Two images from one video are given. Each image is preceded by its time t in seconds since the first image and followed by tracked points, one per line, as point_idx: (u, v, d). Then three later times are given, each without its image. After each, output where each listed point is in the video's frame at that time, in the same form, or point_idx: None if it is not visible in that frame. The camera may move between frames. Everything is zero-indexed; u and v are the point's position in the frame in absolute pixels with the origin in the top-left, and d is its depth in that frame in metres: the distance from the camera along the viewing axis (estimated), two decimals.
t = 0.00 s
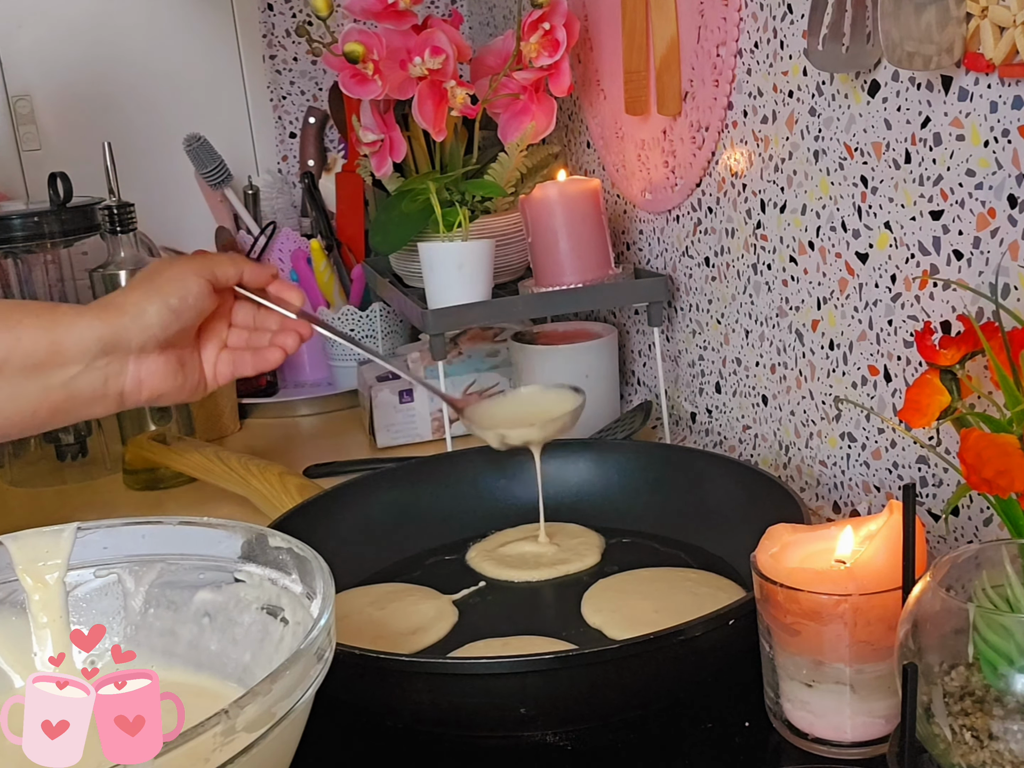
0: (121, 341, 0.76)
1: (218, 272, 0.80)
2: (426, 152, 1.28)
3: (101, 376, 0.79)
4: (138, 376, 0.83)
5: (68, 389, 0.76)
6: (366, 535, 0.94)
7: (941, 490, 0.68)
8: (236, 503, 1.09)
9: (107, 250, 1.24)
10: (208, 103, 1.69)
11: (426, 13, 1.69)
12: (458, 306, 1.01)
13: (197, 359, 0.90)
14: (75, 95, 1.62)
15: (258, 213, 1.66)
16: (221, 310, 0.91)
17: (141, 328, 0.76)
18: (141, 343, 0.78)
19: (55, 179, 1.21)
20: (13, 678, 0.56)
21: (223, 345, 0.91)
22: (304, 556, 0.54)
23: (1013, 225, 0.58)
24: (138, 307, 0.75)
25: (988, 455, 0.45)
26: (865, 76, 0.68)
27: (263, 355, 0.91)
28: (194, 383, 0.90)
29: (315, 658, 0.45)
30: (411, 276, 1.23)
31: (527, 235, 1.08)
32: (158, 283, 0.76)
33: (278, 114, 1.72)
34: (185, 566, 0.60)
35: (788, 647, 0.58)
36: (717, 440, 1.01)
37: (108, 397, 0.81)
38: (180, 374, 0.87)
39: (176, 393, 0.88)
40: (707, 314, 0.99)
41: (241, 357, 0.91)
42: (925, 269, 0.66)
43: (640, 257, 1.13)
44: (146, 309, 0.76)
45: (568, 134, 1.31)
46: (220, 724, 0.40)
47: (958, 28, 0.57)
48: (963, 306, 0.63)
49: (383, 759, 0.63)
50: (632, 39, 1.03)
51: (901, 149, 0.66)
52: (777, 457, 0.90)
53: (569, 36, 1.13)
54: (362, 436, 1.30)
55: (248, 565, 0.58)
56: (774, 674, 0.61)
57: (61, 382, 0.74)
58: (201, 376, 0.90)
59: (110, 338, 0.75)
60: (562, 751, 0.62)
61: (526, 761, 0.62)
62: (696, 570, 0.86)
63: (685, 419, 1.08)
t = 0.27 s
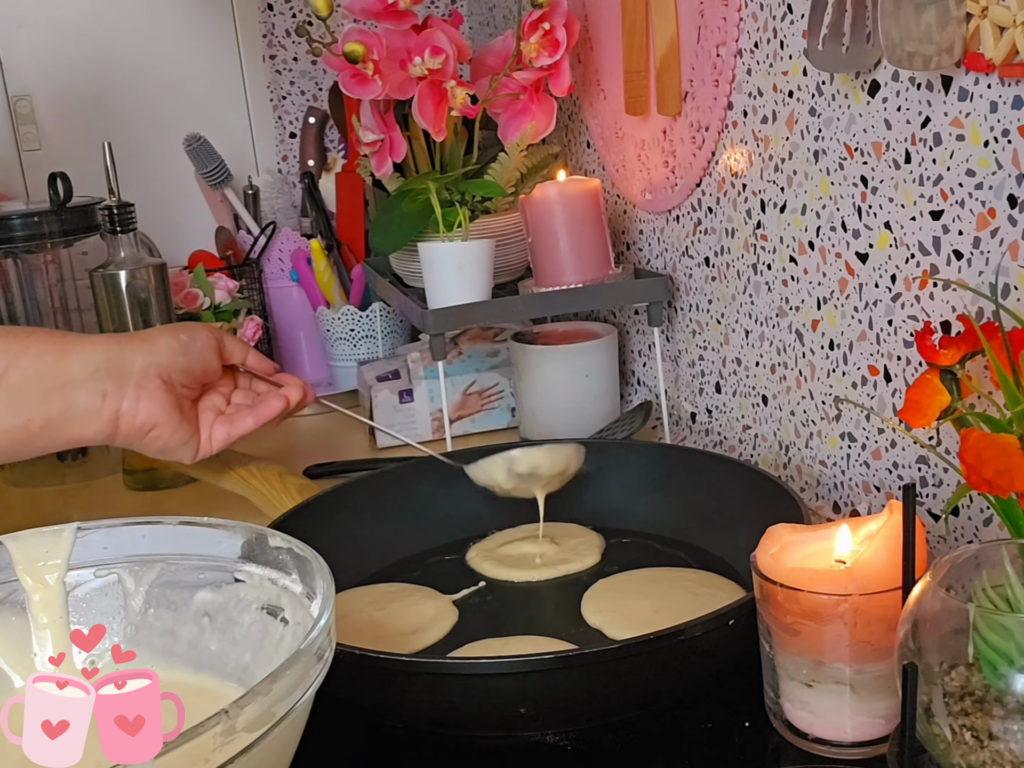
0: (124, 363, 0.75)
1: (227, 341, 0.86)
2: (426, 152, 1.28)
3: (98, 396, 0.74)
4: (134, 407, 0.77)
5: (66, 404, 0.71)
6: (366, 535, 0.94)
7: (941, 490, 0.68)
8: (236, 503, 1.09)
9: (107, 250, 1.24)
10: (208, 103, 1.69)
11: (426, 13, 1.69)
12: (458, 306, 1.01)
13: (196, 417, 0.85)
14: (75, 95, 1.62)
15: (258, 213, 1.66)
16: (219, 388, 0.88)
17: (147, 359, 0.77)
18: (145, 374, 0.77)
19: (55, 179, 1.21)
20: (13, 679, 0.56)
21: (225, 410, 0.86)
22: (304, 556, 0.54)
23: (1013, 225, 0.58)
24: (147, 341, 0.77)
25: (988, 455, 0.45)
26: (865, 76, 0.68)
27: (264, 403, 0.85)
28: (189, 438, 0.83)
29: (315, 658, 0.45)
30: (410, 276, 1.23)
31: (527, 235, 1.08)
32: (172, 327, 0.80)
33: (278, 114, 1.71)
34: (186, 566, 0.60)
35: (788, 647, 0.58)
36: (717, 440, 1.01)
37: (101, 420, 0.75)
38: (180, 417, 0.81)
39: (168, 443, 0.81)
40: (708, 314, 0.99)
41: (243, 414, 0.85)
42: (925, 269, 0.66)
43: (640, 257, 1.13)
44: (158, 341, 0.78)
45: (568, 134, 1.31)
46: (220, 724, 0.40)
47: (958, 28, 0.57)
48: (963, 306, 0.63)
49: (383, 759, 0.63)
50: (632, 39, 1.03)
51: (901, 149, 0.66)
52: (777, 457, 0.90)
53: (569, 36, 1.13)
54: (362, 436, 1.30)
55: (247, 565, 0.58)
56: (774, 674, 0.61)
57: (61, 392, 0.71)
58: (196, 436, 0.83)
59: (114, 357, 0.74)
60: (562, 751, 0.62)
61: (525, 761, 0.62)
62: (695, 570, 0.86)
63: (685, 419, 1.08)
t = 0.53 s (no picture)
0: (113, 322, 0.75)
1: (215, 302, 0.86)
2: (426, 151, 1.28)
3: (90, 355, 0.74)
4: (128, 365, 0.76)
5: (58, 362, 0.71)
6: (366, 535, 0.94)
7: (941, 490, 0.68)
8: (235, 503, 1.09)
9: (107, 250, 1.24)
10: (208, 103, 1.69)
11: (425, 13, 1.69)
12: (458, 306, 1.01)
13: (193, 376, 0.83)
14: (75, 95, 1.62)
15: (258, 213, 1.66)
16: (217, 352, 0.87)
17: (137, 316, 0.77)
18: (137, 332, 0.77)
19: (55, 179, 1.21)
20: (13, 679, 0.56)
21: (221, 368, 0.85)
22: (304, 556, 0.54)
23: (1013, 225, 0.58)
24: (137, 299, 0.77)
25: (988, 455, 0.45)
26: (865, 76, 0.68)
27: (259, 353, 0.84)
28: (187, 396, 0.82)
29: (315, 658, 0.45)
30: (410, 276, 1.23)
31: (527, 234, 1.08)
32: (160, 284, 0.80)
33: (278, 113, 1.72)
34: (186, 566, 0.60)
35: (788, 647, 0.58)
36: (717, 440, 1.01)
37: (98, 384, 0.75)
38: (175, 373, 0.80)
39: (165, 401, 0.80)
40: (707, 314, 0.99)
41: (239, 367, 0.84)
42: (925, 269, 0.66)
43: (639, 257, 1.14)
44: (147, 298, 0.77)
45: (568, 133, 1.31)
46: (220, 724, 0.40)
47: (958, 29, 0.57)
48: (963, 306, 0.63)
49: (383, 759, 0.63)
50: (632, 39, 1.03)
51: (901, 149, 0.66)
52: (777, 457, 0.90)
53: (569, 36, 1.13)
54: (362, 436, 1.30)
55: (248, 565, 0.58)
56: (774, 674, 0.61)
57: (52, 351, 0.70)
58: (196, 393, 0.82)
59: (103, 318, 0.74)
60: (562, 751, 0.62)
61: (526, 760, 0.62)
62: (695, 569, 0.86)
63: (685, 419, 1.08)
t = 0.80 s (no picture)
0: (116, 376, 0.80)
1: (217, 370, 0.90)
2: (426, 152, 1.28)
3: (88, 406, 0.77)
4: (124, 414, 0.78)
5: (58, 403, 0.76)
6: (366, 535, 0.94)
7: (941, 490, 0.68)
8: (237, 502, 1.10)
9: (107, 250, 1.24)
10: (208, 103, 1.69)
11: (425, 13, 1.69)
12: (458, 306, 1.01)
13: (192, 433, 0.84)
14: (74, 95, 1.61)
15: (258, 213, 1.66)
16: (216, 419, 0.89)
17: (139, 373, 0.81)
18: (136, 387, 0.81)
19: (55, 179, 1.21)
20: (13, 680, 0.56)
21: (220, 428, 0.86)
22: (304, 556, 0.54)
23: (1013, 225, 0.58)
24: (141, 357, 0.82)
25: (988, 455, 0.45)
26: (865, 76, 0.68)
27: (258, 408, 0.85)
28: (183, 448, 0.82)
29: (315, 658, 0.45)
30: (410, 276, 1.23)
31: (527, 235, 1.08)
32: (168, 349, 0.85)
33: (277, 113, 1.72)
34: (186, 565, 0.60)
35: (788, 647, 0.58)
36: (717, 440, 1.01)
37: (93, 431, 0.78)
38: (172, 425, 0.82)
39: (160, 450, 0.80)
40: (707, 314, 0.99)
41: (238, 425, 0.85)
42: (925, 269, 0.66)
43: (639, 257, 1.14)
44: (149, 356, 0.83)
45: (568, 134, 1.31)
46: (220, 724, 0.40)
47: (958, 28, 0.57)
48: (963, 306, 0.63)
49: (383, 758, 0.63)
50: (632, 39, 1.03)
51: (901, 149, 0.66)
52: (777, 457, 0.90)
53: (569, 36, 1.13)
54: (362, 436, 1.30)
55: (248, 565, 0.58)
56: (774, 674, 0.61)
57: (52, 393, 0.76)
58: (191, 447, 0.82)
59: (106, 367, 0.80)
60: (562, 751, 0.62)
61: (526, 761, 0.62)
62: (695, 569, 0.86)
63: (685, 419, 1.08)
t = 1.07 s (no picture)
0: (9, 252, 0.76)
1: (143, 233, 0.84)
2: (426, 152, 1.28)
3: None
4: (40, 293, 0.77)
5: None
6: (366, 535, 0.94)
7: (941, 490, 0.68)
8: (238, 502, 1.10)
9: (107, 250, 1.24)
10: (208, 103, 1.69)
11: (426, 13, 1.68)
12: (458, 306, 1.01)
13: (132, 280, 0.83)
14: (74, 94, 1.61)
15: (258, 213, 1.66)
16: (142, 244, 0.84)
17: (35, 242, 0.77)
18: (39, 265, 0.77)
19: (55, 179, 1.21)
20: (13, 680, 0.56)
21: (162, 263, 0.84)
22: (304, 556, 0.54)
23: (1013, 225, 0.58)
24: (36, 229, 0.78)
25: (988, 455, 0.45)
26: (865, 76, 0.68)
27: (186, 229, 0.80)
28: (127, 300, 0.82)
29: (315, 658, 0.45)
30: (410, 276, 1.23)
31: (527, 235, 1.08)
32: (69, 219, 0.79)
33: (278, 114, 1.71)
34: (186, 565, 0.60)
35: (788, 647, 0.58)
36: (717, 440, 1.01)
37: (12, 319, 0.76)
38: (99, 286, 0.81)
39: (101, 315, 0.80)
40: (707, 314, 0.99)
41: (178, 256, 0.83)
42: (925, 269, 0.66)
43: (640, 257, 1.14)
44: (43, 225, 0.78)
45: (568, 134, 1.31)
46: (220, 724, 0.40)
47: (958, 28, 0.57)
48: (963, 306, 0.63)
49: (383, 758, 0.63)
50: (632, 39, 1.03)
51: (901, 149, 0.66)
52: (777, 457, 0.90)
53: (569, 36, 1.13)
54: (362, 436, 1.30)
55: (247, 565, 0.58)
56: (774, 674, 0.61)
57: None
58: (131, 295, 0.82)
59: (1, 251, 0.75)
60: (562, 751, 0.62)
61: (526, 761, 0.62)
62: (696, 569, 0.86)
63: (685, 419, 1.08)
